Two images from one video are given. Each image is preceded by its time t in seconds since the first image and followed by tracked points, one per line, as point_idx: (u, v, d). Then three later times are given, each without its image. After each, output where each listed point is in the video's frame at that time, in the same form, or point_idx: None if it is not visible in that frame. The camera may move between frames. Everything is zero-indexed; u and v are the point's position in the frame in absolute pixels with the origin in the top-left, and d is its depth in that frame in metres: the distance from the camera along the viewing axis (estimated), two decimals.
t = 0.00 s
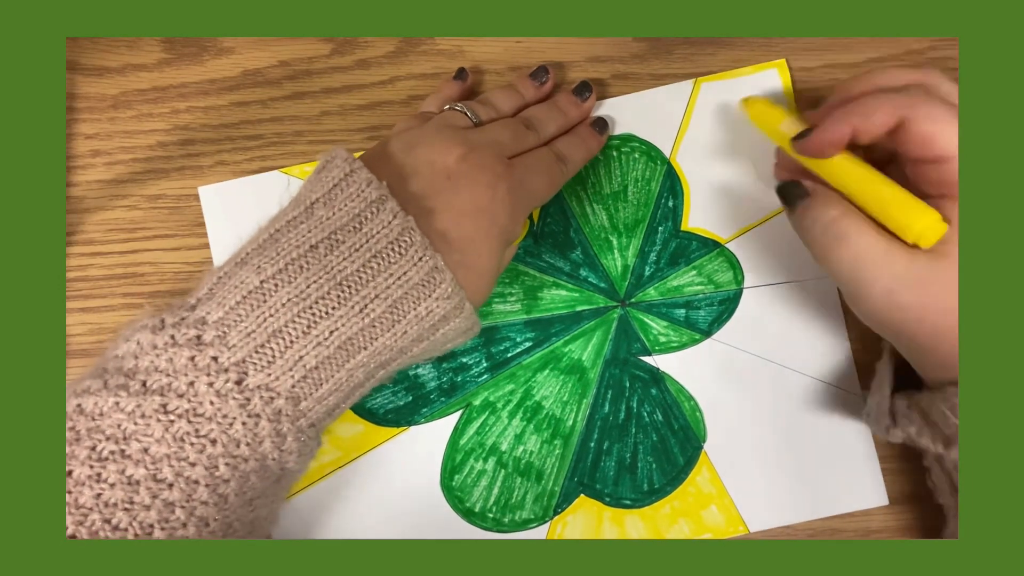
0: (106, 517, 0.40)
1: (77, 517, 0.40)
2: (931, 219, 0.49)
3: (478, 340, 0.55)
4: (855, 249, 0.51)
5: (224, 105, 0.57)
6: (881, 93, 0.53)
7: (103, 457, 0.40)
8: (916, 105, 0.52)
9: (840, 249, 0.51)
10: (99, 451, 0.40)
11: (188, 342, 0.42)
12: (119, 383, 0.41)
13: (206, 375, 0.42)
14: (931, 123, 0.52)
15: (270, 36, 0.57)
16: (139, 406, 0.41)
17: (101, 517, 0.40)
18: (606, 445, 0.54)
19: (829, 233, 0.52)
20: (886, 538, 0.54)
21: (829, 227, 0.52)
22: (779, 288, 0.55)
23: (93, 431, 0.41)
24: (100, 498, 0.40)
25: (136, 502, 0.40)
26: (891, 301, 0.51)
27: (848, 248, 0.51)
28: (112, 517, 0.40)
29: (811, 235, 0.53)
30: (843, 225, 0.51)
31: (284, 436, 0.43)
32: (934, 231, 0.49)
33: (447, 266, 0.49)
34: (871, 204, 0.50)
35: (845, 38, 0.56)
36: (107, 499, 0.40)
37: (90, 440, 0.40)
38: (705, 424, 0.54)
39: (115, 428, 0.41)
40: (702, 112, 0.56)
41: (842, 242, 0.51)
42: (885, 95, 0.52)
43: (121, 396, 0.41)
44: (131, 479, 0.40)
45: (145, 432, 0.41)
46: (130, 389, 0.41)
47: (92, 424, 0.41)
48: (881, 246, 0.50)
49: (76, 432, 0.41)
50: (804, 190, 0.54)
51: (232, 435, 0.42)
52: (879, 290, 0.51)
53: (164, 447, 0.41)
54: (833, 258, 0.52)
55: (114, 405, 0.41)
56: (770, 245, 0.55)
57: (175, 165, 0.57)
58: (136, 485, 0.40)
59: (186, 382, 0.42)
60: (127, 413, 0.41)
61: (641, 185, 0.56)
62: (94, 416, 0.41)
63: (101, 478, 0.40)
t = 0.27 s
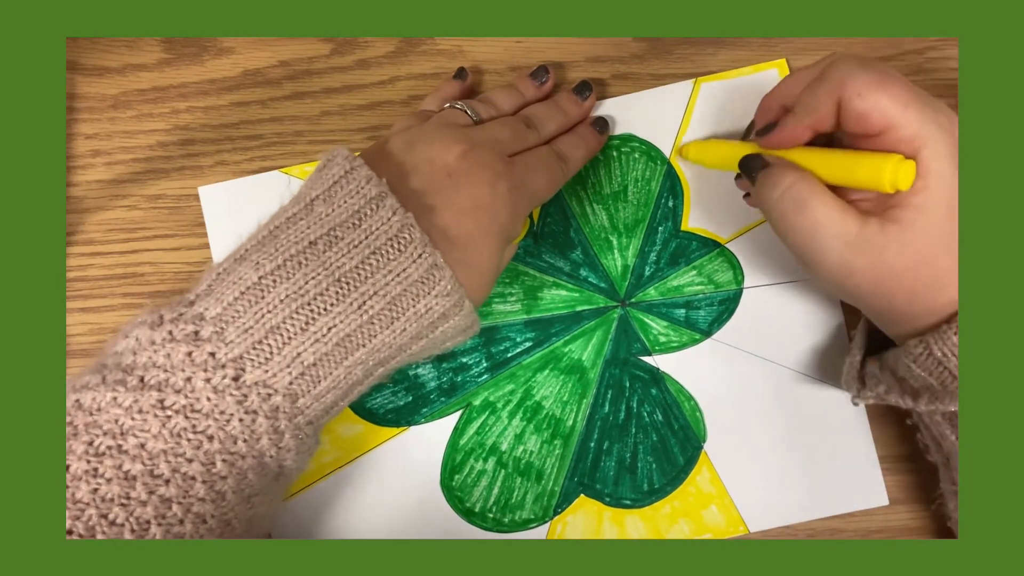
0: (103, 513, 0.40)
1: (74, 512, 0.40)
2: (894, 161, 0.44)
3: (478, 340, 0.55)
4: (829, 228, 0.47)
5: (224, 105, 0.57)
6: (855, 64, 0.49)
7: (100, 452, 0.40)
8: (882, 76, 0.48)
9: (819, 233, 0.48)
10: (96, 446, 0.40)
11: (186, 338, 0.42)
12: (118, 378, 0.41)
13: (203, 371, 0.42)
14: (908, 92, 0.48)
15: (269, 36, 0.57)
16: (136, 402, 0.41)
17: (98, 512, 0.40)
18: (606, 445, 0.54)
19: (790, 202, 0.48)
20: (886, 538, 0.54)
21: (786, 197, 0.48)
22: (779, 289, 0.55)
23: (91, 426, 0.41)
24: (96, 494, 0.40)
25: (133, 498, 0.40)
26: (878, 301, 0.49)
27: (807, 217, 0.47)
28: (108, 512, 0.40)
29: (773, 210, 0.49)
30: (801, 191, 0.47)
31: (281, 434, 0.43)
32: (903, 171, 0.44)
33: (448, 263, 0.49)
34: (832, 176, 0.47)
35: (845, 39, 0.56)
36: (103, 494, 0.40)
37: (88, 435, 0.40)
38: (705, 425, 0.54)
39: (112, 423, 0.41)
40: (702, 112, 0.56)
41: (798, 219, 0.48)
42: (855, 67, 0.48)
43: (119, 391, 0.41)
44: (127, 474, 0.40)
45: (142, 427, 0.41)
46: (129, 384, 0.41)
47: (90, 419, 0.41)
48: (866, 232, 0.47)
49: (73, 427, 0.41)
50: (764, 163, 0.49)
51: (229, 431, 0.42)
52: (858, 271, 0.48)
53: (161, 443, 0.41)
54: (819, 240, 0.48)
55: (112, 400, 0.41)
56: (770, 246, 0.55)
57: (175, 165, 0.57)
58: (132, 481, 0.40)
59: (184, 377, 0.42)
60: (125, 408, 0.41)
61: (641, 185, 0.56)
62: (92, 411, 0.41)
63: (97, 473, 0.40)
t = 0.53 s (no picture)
0: (104, 514, 0.40)
1: (75, 513, 0.40)
2: (898, 159, 0.44)
3: (478, 340, 0.55)
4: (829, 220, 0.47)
5: (224, 105, 0.57)
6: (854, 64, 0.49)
7: (100, 453, 0.40)
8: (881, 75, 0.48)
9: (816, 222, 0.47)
10: (97, 447, 0.40)
11: (187, 339, 0.42)
12: (118, 378, 0.41)
13: (205, 372, 0.42)
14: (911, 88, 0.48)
15: (269, 36, 0.57)
16: (137, 403, 0.41)
17: (99, 514, 0.40)
18: (607, 445, 0.54)
19: (791, 195, 0.47)
20: (887, 538, 0.54)
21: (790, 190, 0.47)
22: (780, 289, 0.55)
23: (91, 427, 0.41)
24: (97, 495, 0.40)
25: (134, 499, 0.40)
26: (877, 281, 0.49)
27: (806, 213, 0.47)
28: (109, 514, 0.40)
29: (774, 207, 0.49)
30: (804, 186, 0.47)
31: (283, 435, 0.43)
32: (909, 168, 0.44)
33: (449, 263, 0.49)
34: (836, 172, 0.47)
35: (845, 39, 0.56)
36: (104, 495, 0.40)
37: (88, 436, 0.40)
38: (706, 425, 0.54)
39: (113, 424, 0.40)
40: (703, 113, 0.56)
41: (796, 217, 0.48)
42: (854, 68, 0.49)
43: (120, 392, 0.41)
44: (128, 475, 0.40)
45: (143, 428, 0.40)
46: (129, 385, 0.41)
47: (91, 420, 0.41)
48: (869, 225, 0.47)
49: (74, 428, 0.41)
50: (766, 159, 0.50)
51: (230, 432, 0.42)
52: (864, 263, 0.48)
53: (162, 444, 0.41)
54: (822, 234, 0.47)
55: (113, 401, 0.41)
56: (769, 245, 0.55)
57: (175, 165, 0.57)
58: (134, 482, 0.40)
59: (185, 378, 0.41)
60: (126, 409, 0.41)
61: (641, 185, 0.56)
62: (93, 412, 0.41)
63: (98, 474, 0.40)
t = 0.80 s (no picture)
0: (105, 515, 0.40)
1: (76, 514, 0.40)
2: (907, 126, 0.44)
3: (478, 340, 0.55)
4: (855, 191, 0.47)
5: (224, 105, 0.57)
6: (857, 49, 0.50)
7: (102, 454, 0.40)
8: (885, 57, 0.49)
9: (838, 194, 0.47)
10: (98, 448, 0.40)
11: (189, 340, 0.42)
12: (120, 379, 0.41)
13: (207, 373, 0.42)
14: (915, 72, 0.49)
15: (269, 36, 0.57)
16: (139, 404, 0.41)
17: (100, 515, 0.40)
18: (607, 445, 0.54)
19: (813, 163, 0.47)
20: (886, 538, 0.54)
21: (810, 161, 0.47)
22: (780, 289, 0.55)
23: (93, 428, 0.40)
24: (98, 496, 0.40)
25: (135, 500, 0.40)
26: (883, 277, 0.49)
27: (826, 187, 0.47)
28: (111, 514, 0.40)
29: (795, 179, 0.48)
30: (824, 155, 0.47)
31: (285, 436, 0.43)
32: (920, 134, 0.44)
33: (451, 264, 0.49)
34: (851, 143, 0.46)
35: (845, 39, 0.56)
36: (105, 496, 0.40)
37: (90, 437, 0.40)
38: (706, 425, 0.54)
39: (115, 425, 0.40)
40: (703, 113, 0.56)
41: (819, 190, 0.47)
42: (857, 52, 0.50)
43: (121, 393, 0.41)
44: (130, 476, 0.40)
45: (145, 429, 0.40)
46: (131, 386, 0.41)
47: (92, 421, 0.41)
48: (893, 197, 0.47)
49: (75, 429, 0.41)
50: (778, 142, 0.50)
51: (232, 433, 0.42)
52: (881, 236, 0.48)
53: (164, 445, 0.40)
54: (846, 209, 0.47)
55: (114, 402, 0.41)
56: (768, 245, 0.55)
57: (175, 165, 0.57)
58: (136, 483, 0.40)
59: (186, 379, 0.41)
60: (128, 410, 0.41)
61: (641, 185, 0.56)
62: (94, 413, 0.41)
63: (100, 475, 0.40)
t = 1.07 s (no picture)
0: (106, 516, 0.40)
1: (77, 515, 0.40)
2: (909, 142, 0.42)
3: (478, 340, 0.55)
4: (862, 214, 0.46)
5: (224, 105, 0.57)
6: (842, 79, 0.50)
7: (102, 454, 0.40)
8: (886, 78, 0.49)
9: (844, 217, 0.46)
10: (99, 448, 0.40)
11: (188, 340, 0.42)
12: (120, 380, 0.41)
13: (207, 373, 0.42)
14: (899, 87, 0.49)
15: (269, 36, 0.57)
16: (139, 404, 0.41)
17: (101, 515, 0.40)
18: (607, 445, 0.54)
19: (820, 191, 0.46)
20: (886, 538, 0.54)
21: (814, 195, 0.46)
22: (779, 289, 0.55)
23: (93, 429, 0.40)
24: (99, 497, 0.40)
25: (136, 500, 0.40)
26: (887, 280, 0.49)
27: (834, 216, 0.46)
28: (112, 515, 0.40)
29: (801, 210, 0.47)
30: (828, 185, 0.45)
31: (285, 435, 0.43)
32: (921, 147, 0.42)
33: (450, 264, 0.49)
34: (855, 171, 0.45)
35: (845, 39, 0.56)
36: (106, 497, 0.40)
37: (90, 437, 0.40)
38: (706, 425, 0.54)
39: (115, 426, 0.40)
40: (703, 113, 0.56)
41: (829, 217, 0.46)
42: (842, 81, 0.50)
43: (121, 393, 0.41)
44: (131, 476, 0.40)
45: (145, 429, 0.40)
46: (130, 386, 0.41)
47: (92, 421, 0.41)
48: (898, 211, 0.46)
49: (75, 429, 0.41)
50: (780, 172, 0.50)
51: (232, 433, 0.42)
52: (884, 250, 0.47)
53: (164, 445, 0.40)
54: (856, 232, 0.46)
55: (114, 402, 0.41)
56: (768, 245, 0.55)
57: (175, 165, 0.57)
58: (136, 483, 0.40)
59: (186, 380, 0.41)
60: (128, 410, 0.41)
61: (641, 185, 0.56)
62: (94, 414, 0.41)
63: (100, 476, 0.40)
